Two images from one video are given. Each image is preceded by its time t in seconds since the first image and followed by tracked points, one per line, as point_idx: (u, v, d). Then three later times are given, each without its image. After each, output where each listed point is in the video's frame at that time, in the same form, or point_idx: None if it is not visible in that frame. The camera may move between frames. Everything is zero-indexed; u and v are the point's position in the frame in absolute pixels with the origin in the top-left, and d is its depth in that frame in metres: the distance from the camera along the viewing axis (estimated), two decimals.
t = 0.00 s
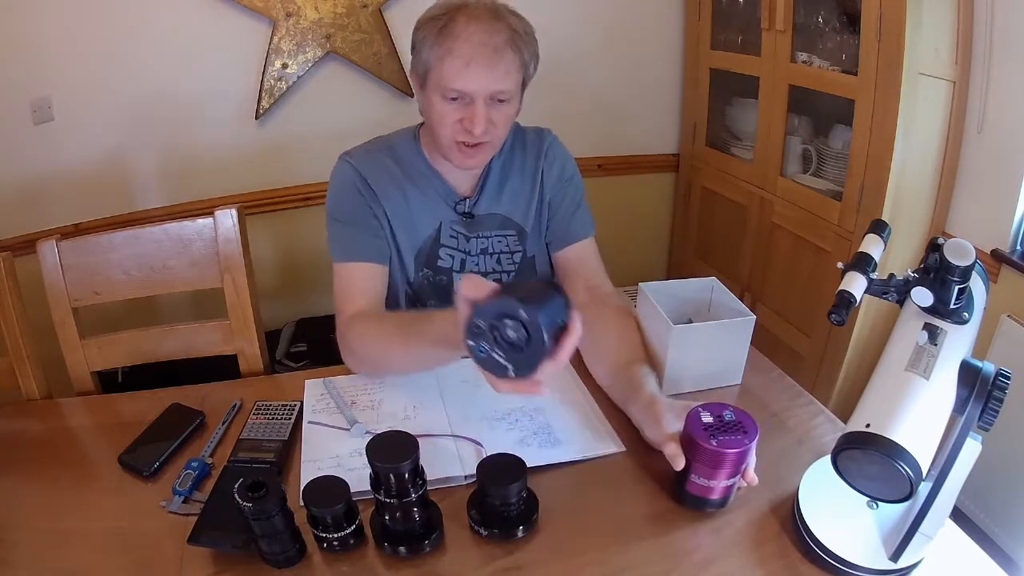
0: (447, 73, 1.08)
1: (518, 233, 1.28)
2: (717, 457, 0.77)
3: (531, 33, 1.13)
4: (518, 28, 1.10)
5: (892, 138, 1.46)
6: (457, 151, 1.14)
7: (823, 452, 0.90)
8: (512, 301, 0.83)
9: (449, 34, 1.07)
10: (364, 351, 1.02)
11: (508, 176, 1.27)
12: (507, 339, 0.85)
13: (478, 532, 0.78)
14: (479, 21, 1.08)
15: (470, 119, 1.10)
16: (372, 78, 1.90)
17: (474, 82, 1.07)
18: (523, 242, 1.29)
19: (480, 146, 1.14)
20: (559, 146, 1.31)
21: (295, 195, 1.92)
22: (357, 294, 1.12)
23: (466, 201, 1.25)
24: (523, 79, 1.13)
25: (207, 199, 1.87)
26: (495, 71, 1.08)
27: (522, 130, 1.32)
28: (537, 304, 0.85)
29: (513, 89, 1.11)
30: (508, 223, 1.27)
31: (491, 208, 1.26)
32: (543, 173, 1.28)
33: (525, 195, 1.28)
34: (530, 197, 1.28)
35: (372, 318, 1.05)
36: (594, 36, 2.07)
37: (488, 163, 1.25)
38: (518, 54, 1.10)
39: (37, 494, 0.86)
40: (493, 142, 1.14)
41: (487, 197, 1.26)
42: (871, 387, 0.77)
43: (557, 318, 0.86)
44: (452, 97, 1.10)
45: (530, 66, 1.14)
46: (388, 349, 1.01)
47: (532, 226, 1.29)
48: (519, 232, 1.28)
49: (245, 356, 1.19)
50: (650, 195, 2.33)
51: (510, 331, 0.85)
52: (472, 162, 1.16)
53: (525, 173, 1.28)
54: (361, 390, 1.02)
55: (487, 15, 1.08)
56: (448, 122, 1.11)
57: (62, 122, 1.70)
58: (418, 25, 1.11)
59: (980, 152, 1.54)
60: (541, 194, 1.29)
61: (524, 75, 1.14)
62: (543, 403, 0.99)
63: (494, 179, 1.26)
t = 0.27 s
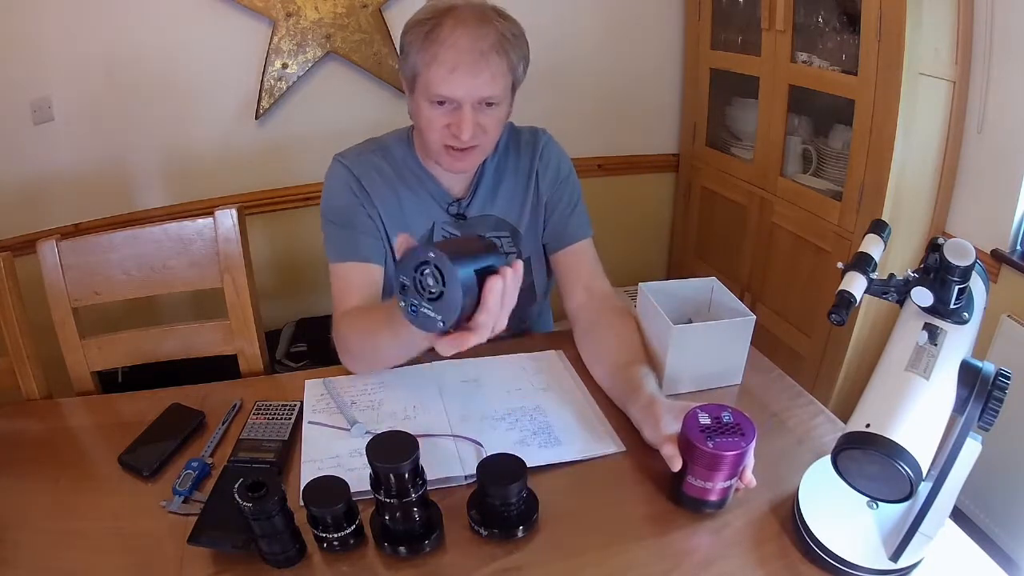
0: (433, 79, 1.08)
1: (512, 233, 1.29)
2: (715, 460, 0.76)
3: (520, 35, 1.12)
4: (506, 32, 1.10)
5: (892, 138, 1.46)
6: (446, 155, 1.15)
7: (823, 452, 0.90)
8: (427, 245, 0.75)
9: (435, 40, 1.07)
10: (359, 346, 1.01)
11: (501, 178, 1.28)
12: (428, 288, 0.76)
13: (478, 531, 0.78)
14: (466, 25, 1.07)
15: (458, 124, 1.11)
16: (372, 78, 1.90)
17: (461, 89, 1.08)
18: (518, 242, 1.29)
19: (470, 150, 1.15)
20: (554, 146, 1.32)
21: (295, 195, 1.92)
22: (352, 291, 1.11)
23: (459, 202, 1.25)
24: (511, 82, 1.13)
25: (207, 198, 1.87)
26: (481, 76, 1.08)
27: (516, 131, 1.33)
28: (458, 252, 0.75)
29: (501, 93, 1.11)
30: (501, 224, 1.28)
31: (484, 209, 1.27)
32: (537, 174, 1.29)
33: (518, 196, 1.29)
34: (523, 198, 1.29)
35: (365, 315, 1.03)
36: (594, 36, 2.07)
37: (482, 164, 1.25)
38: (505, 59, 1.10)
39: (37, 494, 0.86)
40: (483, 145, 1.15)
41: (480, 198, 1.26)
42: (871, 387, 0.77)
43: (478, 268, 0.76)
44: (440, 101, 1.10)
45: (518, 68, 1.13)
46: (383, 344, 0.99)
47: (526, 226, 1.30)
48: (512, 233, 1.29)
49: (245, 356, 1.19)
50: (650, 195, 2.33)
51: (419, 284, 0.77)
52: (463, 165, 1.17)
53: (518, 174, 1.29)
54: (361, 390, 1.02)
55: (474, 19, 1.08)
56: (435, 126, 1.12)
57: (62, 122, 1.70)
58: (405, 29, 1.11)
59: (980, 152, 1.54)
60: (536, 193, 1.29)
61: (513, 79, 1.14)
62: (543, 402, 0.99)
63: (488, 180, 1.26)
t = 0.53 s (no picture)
0: (426, 83, 1.08)
1: (512, 233, 1.29)
2: (714, 461, 0.76)
3: (516, 38, 1.12)
4: (501, 36, 1.09)
5: (892, 138, 1.46)
6: (439, 158, 1.15)
7: (823, 452, 0.90)
8: (450, 313, 0.81)
9: (428, 44, 1.07)
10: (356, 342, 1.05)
11: (502, 177, 1.28)
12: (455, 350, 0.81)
13: (478, 532, 0.78)
14: (460, 29, 1.07)
15: (451, 128, 1.11)
16: (373, 78, 1.90)
17: (454, 92, 1.08)
18: (517, 243, 1.29)
19: (464, 153, 1.15)
20: (556, 146, 1.32)
21: (295, 195, 1.92)
22: (350, 288, 1.13)
23: (459, 201, 1.25)
24: (507, 85, 1.13)
25: (207, 198, 1.87)
26: (474, 80, 1.07)
27: (518, 130, 1.33)
28: (479, 315, 0.81)
29: (495, 96, 1.11)
30: (501, 224, 1.28)
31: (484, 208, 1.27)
32: (538, 174, 1.29)
33: (518, 195, 1.28)
34: (523, 198, 1.28)
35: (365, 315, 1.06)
36: (595, 36, 2.07)
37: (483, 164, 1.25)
38: (500, 62, 1.09)
39: (37, 494, 0.86)
40: (477, 148, 1.15)
41: (481, 197, 1.26)
42: (871, 388, 0.77)
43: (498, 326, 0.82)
44: (434, 104, 1.10)
45: (514, 72, 1.12)
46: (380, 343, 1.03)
47: (526, 227, 1.29)
48: (512, 233, 1.28)
49: (245, 356, 1.19)
50: (650, 195, 2.33)
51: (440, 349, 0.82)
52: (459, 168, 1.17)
53: (519, 174, 1.28)
54: (361, 390, 1.02)
55: (468, 22, 1.08)
56: (430, 129, 1.12)
57: (62, 122, 1.70)
58: (401, 32, 1.11)
59: (980, 152, 1.54)
60: (536, 193, 1.28)
61: (509, 82, 1.13)
62: (543, 403, 0.99)
63: (488, 179, 1.26)
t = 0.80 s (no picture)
0: (430, 85, 1.08)
1: (513, 233, 1.29)
2: (713, 461, 0.76)
3: (520, 42, 1.12)
4: (506, 39, 1.09)
5: (892, 138, 1.46)
6: (445, 161, 1.16)
7: (823, 452, 0.90)
8: (453, 280, 0.80)
9: (433, 45, 1.07)
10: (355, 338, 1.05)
11: (503, 176, 1.28)
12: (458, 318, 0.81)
13: (478, 532, 0.78)
14: (465, 32, 1.07)
15: (454, 130, 1.11)
16: (372, 78, 1.90)
17: (458, 93, 1.07)
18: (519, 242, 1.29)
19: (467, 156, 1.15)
20: (558, 147, 1.32)
21: (295, 195, 1.92)
22: (350, 285, 1.14)
23: (460, 200, 1.25)
24: (511, 88, 1.13)
25: (207, 199, 1.87)
26: (478, 83, 1.07)
27: (520, 131, 1.33)
28: (485, 283, 0.80)
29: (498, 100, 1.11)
30: (502, 224, 1.28)
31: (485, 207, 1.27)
32: (539, 174, 1.29)
33: (520, 195, 1.29)
34: (525, 198, 1.29)
35: (365, 312, 1.06)
36: (595, 36, 2.07)
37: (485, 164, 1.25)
38: (504, 66, 1.09)
39: (37, 494, 0.86)
40: (480, 151, 1.15)
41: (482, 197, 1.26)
42: (871, 387, 0.77)
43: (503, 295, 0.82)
44: (438, 105, 1.10)
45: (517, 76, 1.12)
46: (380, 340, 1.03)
47: (527, 227, 1.29)
48: (512, 233, 1.29)
49: (245, 356, 1.19)
50: (650, 195, 2.33)
51: (445, 317, 0.82)
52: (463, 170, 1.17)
53: (520, 174, 1.28)
54: (361, 390, 1.02)
55: (473, 25, 1.08)
56: (434, 131, 1.12)
57: (62, 122, 1.70)
58: (406, 34, 1.11)
59: (979, 152, 1.54)
60: (537, 193, 1.29)
61: (513, 86, 1.13)
62: (542, 402, 0.99)
63: (490, 180, 1.26)
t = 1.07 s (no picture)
0: (431, 81, 1.08)
1: (510, 232, 1.29)
2: (713, 461, 0.76)
3: (515, 37, 1.12)
4: (503, 35, 1.10)
5: (892, 138, 1.46)
6: (446, 156, 1.15)
7: (823, 451, 0.90)
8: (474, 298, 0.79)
9: (432, 43, 1.07)
10: (352, 337, 1.05)
11: (501, 175, 1.27)
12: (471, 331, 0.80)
13: (478, 532, 0.78)
14: (463, 29, 1.07)
15: (457, 125, 1.11)
16: (372, 78, 1.90)
17: (460, 89, 1.07)
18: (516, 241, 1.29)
19: (468, 150, 1.14)
20: (556, 146, 1.31)
21: (295, 195, 1.92)
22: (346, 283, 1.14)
23: (457, 199, 1.25)
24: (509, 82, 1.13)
25: (207, 198, 1.87)
26: (479, 78, 1.07)
27: (518, 130, 1.32)
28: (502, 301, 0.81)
29: (499, 94, 1.11)
30: (499, 223, 1.28)
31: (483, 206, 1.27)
32: (536, 174, 1.28)
33: (517, 194, 1.29)
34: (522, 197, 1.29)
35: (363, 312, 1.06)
36: (594, 36, 2.07)
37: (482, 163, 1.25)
38: (503, 60, 1.10)
39: (37, 494, 0.86)
40: (481, 145, 1.15)
41: (479, 196, 1.26)
42: (871, 387, 0.77)
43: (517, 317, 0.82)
44: (439, 102, 1.10)
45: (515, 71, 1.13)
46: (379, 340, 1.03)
47: (524, 226, 1.29)
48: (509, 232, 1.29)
49: (245, 356, 1.19)
50: (650, 195, 2.33)
51: (460, 329, 0.81)
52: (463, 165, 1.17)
53: (518, 173, 1.28)
54: (361, 390, 1.02)
55: (470, 22, 1.08)
56: (435, 128, 1.12)
57: (62, 122, 1.70)
58: (402, 34, 1.11)
59: (980, 152, 1.54)
60: (534, 193, 1.28)
61: (510, 79, 1.14)
62: (542, 402, 0.99)
63: (487, 179, 1.26)
